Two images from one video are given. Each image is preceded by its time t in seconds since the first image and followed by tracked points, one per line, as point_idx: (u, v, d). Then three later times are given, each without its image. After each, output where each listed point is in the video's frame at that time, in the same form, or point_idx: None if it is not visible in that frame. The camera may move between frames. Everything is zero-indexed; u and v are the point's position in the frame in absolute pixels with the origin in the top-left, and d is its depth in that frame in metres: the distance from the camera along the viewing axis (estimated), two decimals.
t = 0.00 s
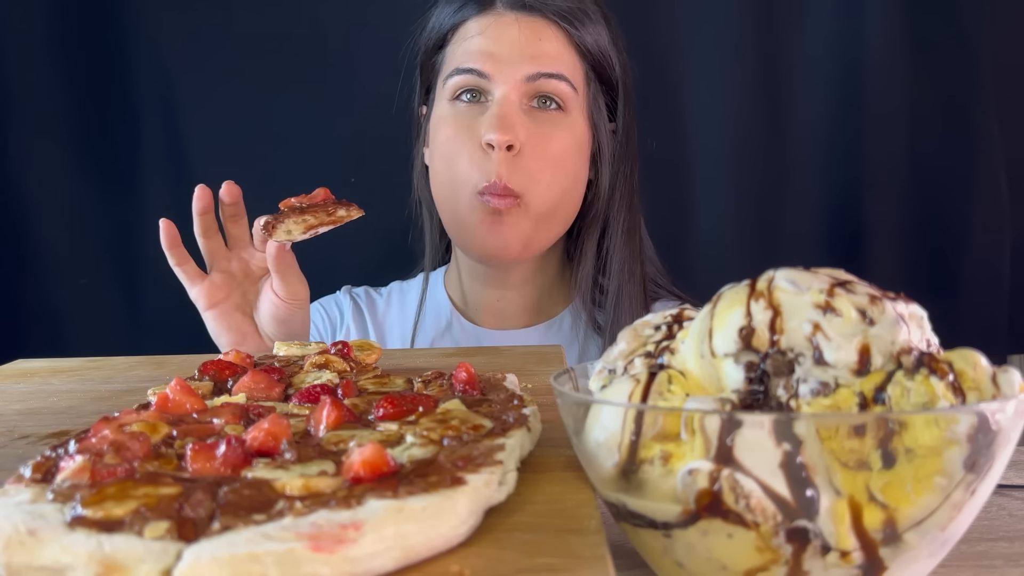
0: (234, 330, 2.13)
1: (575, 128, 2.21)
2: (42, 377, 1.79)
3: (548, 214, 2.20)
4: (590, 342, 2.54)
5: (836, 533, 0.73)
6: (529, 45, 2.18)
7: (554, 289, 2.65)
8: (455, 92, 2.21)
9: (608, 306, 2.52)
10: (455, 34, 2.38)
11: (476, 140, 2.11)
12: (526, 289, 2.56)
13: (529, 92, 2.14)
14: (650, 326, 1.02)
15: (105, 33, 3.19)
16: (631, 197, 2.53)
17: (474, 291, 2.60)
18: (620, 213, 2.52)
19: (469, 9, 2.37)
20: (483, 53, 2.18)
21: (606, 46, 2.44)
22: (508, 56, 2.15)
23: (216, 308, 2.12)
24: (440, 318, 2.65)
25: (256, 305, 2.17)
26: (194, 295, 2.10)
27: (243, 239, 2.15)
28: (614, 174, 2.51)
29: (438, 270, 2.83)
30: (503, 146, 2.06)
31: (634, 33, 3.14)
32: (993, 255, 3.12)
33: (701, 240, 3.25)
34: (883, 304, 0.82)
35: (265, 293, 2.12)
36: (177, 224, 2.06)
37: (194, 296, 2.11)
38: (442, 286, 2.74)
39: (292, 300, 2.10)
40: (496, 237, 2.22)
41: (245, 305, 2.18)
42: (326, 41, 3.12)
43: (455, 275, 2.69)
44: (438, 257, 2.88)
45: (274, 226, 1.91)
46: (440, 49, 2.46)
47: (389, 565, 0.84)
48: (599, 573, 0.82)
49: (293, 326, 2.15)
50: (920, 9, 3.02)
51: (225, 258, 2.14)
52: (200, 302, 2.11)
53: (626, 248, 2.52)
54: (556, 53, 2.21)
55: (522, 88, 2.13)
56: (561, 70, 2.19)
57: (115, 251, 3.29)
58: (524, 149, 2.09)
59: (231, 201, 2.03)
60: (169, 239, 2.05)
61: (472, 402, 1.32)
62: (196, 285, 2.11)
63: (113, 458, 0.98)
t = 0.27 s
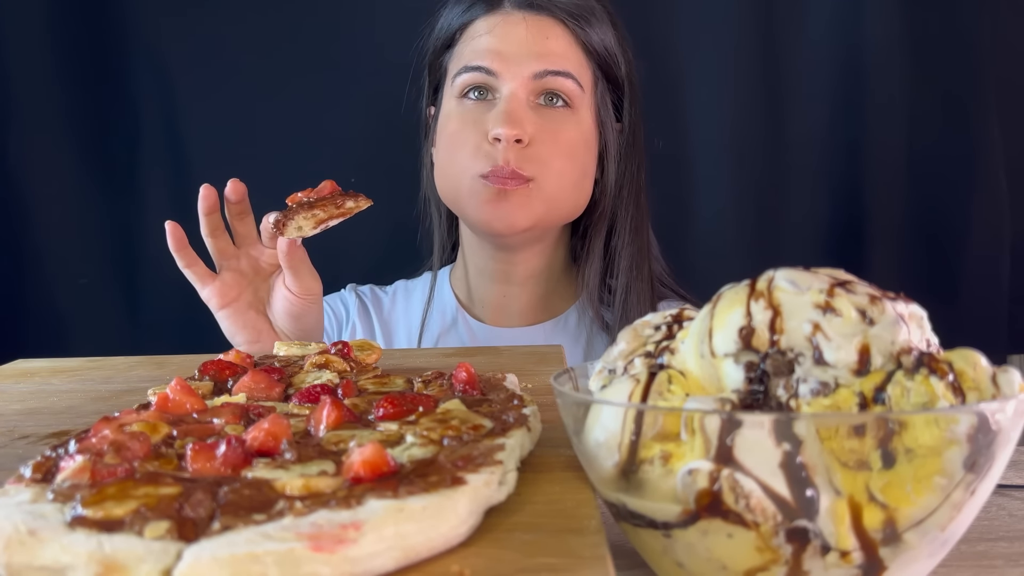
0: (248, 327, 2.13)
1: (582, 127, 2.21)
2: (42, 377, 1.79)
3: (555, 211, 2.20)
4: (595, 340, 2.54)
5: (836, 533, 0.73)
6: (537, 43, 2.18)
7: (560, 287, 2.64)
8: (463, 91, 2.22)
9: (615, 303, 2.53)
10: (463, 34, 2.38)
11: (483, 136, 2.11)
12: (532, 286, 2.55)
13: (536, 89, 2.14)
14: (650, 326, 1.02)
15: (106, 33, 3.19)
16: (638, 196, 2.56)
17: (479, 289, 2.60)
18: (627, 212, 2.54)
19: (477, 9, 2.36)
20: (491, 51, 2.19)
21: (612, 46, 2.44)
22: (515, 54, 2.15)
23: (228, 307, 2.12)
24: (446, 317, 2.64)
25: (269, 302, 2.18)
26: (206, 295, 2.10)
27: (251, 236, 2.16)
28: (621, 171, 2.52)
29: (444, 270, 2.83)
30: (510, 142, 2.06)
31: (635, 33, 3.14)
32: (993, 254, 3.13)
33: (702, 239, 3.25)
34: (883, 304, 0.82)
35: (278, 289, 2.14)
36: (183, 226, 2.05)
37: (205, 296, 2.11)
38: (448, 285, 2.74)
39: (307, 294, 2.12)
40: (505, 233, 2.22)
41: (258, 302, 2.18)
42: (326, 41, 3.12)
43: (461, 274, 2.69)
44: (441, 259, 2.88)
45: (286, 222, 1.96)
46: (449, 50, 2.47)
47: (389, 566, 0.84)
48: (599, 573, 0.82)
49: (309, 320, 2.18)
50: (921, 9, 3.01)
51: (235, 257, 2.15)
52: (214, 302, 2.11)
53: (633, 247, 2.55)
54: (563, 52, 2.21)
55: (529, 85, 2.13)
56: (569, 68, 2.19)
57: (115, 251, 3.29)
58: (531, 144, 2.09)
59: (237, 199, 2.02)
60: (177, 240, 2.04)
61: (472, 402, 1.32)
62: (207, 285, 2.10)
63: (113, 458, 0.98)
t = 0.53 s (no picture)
0: (262, 327, 2.15)
1: (579, 127, 2.21)
2: (42, 377, 1.79)
3: (552, 212, 2.20)
4: (593, 339, 2.55)
5: (836, 533, 0.73)
6: (533, 44, 2.18)
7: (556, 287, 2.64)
8: (459, 91, 2.21)
9: (612, 304, 2.52)
10: (460, 35, 2.38)
11: (480, 136, 2.11)
12: (529, 287, 2.56)
13: (533, 90, 2.14)
14: (650, 326, 1.02)
15: (105, 33, 3.18)
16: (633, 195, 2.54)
17: (477, 290, 2.60)
18: (621, 211, 2.52)
19: (474, 10, 2.37)
20: (487, 52, 2.18)
21: (607, 48, 2.44)
22: (511, 55, 2.15)
23: (240, 307, 2.12)
24: (444, 317, 2.65)
25: (281, 300, 2.21)
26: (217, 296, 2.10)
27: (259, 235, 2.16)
28: (616, 171, 2.51)
29: (443, 270, 2.83)
30: (508, 142, 2.05)
31: (634, 32, 3.14)
32: (993, 254, 3.13)
33: (702, 239, 3.25)
34: (883, 303, 0.82)
35: (290, 287, 2.16)
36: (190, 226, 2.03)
37: (216, 296, 2.11)
38: (445, 286, 2.73)
39: (320, 291, 2.15)
40: (504, 233, 2.21)
41: (268, 300, 2.20)
42: (326, 40, 3.12)
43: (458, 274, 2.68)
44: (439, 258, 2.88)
45: (299, 220, 1.96)
46: (445, 51, 2.46)
47: (389, 565, 0.84)
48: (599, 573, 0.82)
49: (322, 315, 2.21)
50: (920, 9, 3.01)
51: (244, 257, 2.15)
52: (225, 303, 2.11)
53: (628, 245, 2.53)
54: (559, 53, 2.21)
55: (526, 86, 2.13)
56: (565, 69, 2.19)
57: (115, 251, 3.29)
58: (528, 145, 2.09)
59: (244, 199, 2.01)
60: (186, 242, 2.02)
61: (472, 402, 1.32)
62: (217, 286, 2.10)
63: (113, 458, 0.98)
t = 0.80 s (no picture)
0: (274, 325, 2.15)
1: (578, 130, 2.22)
2: (42, 377, 1.79)
3: (551, 214, 2.21)
4: (590, 340, 2.54)
5: (836, 533, 0.73)
6: (532, 46, 2.18)
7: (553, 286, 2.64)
8: (458, 94, 2.21)
9: (609, 304, 2.51)
10: (458, 37, 2.38)
11: (480, 139, 2.12)
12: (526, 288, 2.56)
13: (532, 92, 2.15)
14: (650, 326, 1.02)
15: (105, 33, 3.18)
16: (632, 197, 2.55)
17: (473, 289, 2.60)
18: (620, 212, 2.52)
19: (473, 12, 2.37)
20: (486, 54, 2.19)
21: (606, 48, 2.43)
22: (510, 58, 2.16)
23: (249, 306, 2.13)
24: (442, 317, 2.65)
25: (290, 298, 2.21)
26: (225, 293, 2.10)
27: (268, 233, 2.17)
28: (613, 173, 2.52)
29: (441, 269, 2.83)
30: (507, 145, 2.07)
31: (634, 32, 3.14)
32: (993, 255, 3.13)
33: (702, 239, 3.25)
34: (883, 304, 0.82)
35: (301, 285, 2.17)
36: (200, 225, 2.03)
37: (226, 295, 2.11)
38: (443, 286, 2.73)
39: (331, 289, 2.16)
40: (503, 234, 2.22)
41: (279, 299, 2.20)
42: (326, 40, 3.12)
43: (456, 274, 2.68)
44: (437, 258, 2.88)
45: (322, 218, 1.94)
46: (443, 53, 2.46)
47: (389, 565, 0.84)
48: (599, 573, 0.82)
49: (333, 314, 2.21)
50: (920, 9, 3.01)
51: (253, 255, 2.15)
52: (235, 301, 2.12)
53: (626, 245, 2.52)
54: (558, 56, 2.21)
55: (525, 89, 2.13)
56: (564, 71, 2.20)
57: (115, 251, 3.29)
58: (527, 148, 2.10)
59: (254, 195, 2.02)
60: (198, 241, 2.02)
61: (472, 402, 1.32)
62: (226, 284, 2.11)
63: (113, 458, 0.98)
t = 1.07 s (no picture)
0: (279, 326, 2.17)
1: (575, 129, 2.21)
2: (42, 377, 1.79)
3: (548, 214, 2.21)
4: (589, 340, 2.54)
5: (835, 533, 0.73)
6: (528, 46, 2.18)
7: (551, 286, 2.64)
8: (455, 94, 2.21)
9: (607, 304, 2.51)
10: (454, 37, 2.38)
11: (475, 138, 2.11)
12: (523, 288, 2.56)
13: (528, 92, 2.14)
14: (650, 326, 1.02)
15: (105, 33, 3.18)
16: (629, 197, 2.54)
17: (471, 289, 2.60)
18: (618, 212, 2.52)
19: (468, 12, 2.37)
20: (482, 54, 2.18)
21: (601, 47, 2.43)
22: (506, 57, 2.16)
23: (253, 307, 2.13)
24: (439, 317, 2.65)
25: (294, 298, 2.23)
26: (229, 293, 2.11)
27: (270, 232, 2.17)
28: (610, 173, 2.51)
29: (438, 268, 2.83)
30: (503, 144, 2.06)
31: (634, 32, 3.14)
32: (994, 255, 3.13)
33: (702, 239, 3.25)
34: (883, 304, 0.82)
35: (306, 285, 2.19)
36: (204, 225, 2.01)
37: (229, 295, 2.11)
38: (441, 287, 2.73)
39: (336, 291, 2.19)
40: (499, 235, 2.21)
41: (282, 299, 2.21)
42: (326, 40, 3.12)
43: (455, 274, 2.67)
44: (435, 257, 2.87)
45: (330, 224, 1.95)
46: (439, 53, 2.46)
47: (389, 565, 0.84)
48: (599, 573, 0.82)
49: (337, 315, 2.24)
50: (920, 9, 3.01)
51: (257, 255, 2.16)
52: (239, 302, 2.12)
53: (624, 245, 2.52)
54: (554, 55, 2.21)
55: (521, 88, 2.13)
56: (560, 70, 2.19)
57: (115, 251, 3.29)
58: (524, 148, 2.09)
59: (259, 195, 2.02)
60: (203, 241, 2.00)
61: (472, 402, 1.32)
62: (230, 285, 2.11)
63: (113, 458, 0.98)
